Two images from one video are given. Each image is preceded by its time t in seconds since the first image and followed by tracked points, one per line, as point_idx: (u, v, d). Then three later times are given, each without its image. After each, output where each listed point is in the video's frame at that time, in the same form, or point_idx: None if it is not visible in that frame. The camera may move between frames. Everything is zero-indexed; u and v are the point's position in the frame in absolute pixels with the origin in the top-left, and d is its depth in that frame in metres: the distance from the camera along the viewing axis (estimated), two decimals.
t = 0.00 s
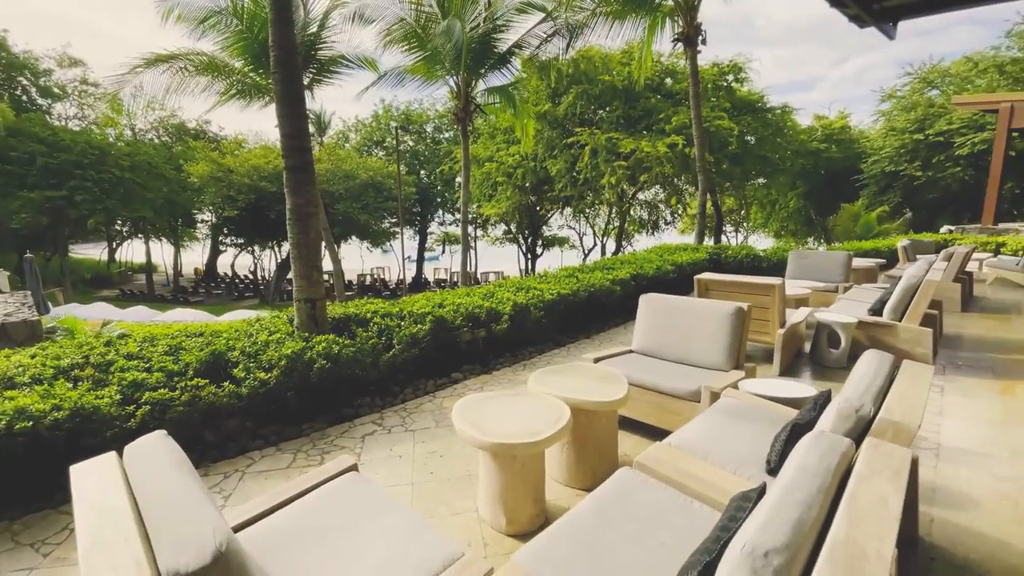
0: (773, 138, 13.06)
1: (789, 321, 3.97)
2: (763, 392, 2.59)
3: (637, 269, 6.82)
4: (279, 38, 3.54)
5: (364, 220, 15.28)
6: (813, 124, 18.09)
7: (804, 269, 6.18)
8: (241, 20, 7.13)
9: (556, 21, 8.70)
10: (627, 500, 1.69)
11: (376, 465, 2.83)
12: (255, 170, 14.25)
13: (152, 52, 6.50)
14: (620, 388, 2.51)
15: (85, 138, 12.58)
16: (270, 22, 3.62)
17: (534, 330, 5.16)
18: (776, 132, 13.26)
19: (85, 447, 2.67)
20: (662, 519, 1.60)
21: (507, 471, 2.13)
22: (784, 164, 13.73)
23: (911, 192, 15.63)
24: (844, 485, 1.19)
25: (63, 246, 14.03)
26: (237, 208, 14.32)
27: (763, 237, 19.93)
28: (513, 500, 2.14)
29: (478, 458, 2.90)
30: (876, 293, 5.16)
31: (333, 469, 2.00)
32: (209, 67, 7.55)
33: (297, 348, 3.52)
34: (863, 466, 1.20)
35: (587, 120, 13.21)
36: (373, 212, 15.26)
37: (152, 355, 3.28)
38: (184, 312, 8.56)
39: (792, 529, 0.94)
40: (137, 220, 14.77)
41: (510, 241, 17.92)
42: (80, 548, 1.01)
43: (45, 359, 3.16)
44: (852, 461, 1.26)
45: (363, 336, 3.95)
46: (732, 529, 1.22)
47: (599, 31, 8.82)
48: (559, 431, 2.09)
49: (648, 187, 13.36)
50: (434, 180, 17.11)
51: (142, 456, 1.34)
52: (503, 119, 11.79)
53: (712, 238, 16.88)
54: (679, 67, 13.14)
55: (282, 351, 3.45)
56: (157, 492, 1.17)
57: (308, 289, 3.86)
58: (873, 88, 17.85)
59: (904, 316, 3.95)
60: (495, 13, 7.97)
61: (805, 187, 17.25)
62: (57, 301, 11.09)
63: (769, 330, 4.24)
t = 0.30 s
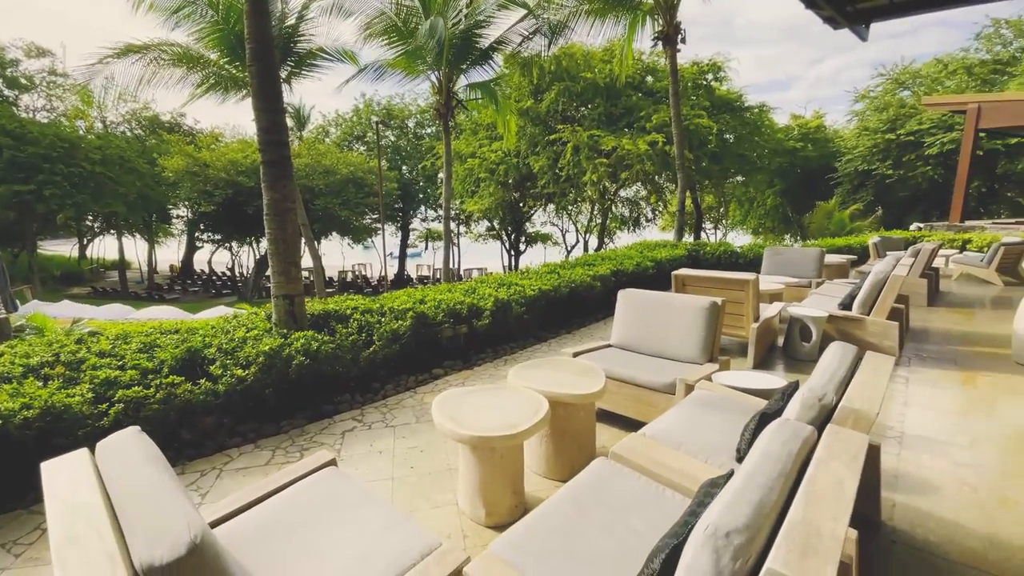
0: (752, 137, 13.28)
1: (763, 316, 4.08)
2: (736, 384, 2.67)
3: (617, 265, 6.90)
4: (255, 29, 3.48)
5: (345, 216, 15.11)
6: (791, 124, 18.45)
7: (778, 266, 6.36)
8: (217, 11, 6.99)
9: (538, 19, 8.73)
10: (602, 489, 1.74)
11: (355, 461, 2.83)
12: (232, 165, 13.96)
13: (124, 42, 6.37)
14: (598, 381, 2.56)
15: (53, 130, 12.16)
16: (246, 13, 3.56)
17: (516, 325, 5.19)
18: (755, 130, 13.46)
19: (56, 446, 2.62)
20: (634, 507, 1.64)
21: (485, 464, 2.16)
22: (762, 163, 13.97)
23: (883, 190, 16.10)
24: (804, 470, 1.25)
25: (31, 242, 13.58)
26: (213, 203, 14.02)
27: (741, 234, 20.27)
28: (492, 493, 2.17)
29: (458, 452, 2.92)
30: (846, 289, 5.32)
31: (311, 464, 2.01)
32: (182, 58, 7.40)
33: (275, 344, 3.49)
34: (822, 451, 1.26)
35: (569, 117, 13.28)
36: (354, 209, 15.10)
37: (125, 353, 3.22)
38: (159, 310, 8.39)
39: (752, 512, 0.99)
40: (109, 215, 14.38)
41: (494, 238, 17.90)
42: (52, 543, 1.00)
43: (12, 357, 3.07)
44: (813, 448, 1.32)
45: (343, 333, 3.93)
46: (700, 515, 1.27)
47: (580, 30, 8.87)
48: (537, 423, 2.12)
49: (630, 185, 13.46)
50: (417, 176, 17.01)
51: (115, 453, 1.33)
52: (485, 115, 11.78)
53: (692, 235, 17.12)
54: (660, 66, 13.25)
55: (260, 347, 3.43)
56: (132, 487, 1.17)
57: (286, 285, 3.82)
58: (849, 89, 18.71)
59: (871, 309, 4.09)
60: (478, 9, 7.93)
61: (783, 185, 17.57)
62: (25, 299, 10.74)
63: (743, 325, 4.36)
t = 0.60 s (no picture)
0: (732, 137, 13.50)
1: (740, 311, 4.19)
2: (713, 377, 2.75)
3: (599, 263, 6.98)
4: (234, 24, 3.45)
5: (327, 215, 14.95)
6: (769, 124, 18.79)
7: (755, 263, 6.52)
8: (194, 5, 6.88)
9: (521, 19, 8.79)
10: (582, 479, 1.79)
11: (339, 458, 2.84)
12: (209, 161, 13.69)
13: (96, 35, 6.22)
14: (579, 376, 2.61)
15: (22, 125, 11.78)
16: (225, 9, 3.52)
17: (500, 322, 5.23)
18: (735, 131, 13.70)
19: (31, 447, 2.58)
20: (613, 495, 1.70)
21: (470, 457, 2.19)
22: (742, 163, 14.21)
23: (857, 189, 16.60)
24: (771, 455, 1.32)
25: None
26: (191, 201, 13.74)
27: (721, 233, 20.60)
28: (476, 486, 2.21)
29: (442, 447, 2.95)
30: (820, 285, 5.48)
31: (294, 460, 2.03)
32: (157, 52, 7.30)
33: (257, 343, 3.47)
34: (788, 437, 1.33)
35: (553, 116, 13.36)
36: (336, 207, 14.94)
37: (103, 352, 3.18)
38: (134, 310, 8.21)
39: (721, 494, 1.04)
40: (82, 213, 14.01)
41: (478, 236, 17.87)
42: (37, 535, 1.01)
43: None
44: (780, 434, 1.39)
45: (325, 331, 3.92)
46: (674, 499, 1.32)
47: (563, 29, 8.93)
48: (519, 417, 2.16)
49: (612, 184, 13.58)
50: (400, 174, 16.91)
51: (98, 449, 1.33)
52: (469, 113, 11.78)
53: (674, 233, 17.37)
54: (641, 66, 13.39)
55: (241, 346, 3.41)
56: (116, 482, 1.18)
57: (268, 283, 3.80)
58: (825, 90, 19.21)
59: (844, 303, 4.29)
60: (460, 7, 7.93)
61: (762, 185, 17.87)
62: None
63: (720, 320, 4.47)
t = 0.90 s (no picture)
0: (713, 138, 13.72)
1: (720, 310, 4.30)
2: (692, 372, 2.83)
3: (584, 262, 7.06)
4: (217, 24, 3.44)
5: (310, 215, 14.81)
6: (750, 126, 19.14)
7: (735, 262, 6.66)
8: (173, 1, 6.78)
9: (505, 20, 8.86)
10: (564, 471, 1.85)
11: (325, 457, 2.86)
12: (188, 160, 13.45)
13: (70, 32, 6.04)
14: (562, 373, 2.67)
15: None
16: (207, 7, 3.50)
17: (485, 321, 5.27)
18: (716, 132, 13.96)
19: (10, 449, 2.56)
20: (594, 487, 1.76)
21: (456, 453, 2.23)
22: (723, 164, 14.44)
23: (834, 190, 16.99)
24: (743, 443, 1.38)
25: None
26: (169, 200, 13.48)
27: (703, 233, 20.91)
28: (461, 481, 2.25)
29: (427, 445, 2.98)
30: (797, 283, 5.63)
31: (281, 458, 2.04)
32: (135, 49, 7.12)
33: (241, 343, 3.45)
34: (759, 427, 1.40)
35: (537, 117, 13.44)
36: (320, 207, 14.82)
37: (83, 353, 3.14)
38: (111, 312, 8.04)
39: (694, 479, 1.10)
40: (55, 213, 13.66)
41: (463, 236, 17.86)
42: (28, 530, 1.03)
43: None
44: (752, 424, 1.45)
45: (310, 331, 3.92)
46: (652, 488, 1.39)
47: (547, 31, 8.97)
48: (504, 413, 2.21)
49: (596, 184, 13.71)
50: (384, 173, 16.84)
51: (85, 448, 1.34)
52: (453, 113, 11.80)
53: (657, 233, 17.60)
54: (625, 68, 13.56)
55: (225, 346, 3.39)
56: (105, 479, 1.19)
57: (251, 283, 3.79)
58: (803, 93, 19.69)
59: (819, 302, 4.43)
60: (444, 8, 7.96)
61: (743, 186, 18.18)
62: None
63: (700, 318, 4.58)
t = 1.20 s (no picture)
0: (696, 140, 13.94)
1: (702, 308, 4.40)
2: (675, 369, 2.90)
3: (570, 262, 7.13)
4: (201, 24, 3.43)
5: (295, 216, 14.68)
6: (733, 128, 19.44)
7: (717, 261, 6.79)
8: None
9: (490, 23, 8.94)
10: (550, 464, 1.90)
11: (313, 456, 2.87)
12: (170, 160, 13.24)
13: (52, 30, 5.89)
14: (548, 370, 2.72)
15: None
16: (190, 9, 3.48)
17: (472, 320, 5.30)
18: (700, 134, 14.18)
19: None
20: (579, 479, 1.81)
21: (444, 450, 2.27)
22: (706, 165, 14.62)
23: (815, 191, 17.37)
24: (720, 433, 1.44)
25: None
26: (150, 201, 13.27)
27: (687, 233, 21.18)
28: (450, 477, 2.29)
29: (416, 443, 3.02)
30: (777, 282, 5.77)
31: (271, 455, 2.07)
32: (116, 48, 6.99)
33: (227, 344, 3.44)
34: (735, 417, 1.46)
35: (524, 118, 13.52)
36: (305, 207, 14.71)
37: (65, 355, 3.11)
38: (91, 315, 7.90)
39: (671, 467, 1.15)
40: (32, 214, 13.36)
41: (450, 237, 17.84)
42: (22, 525, 1.04)
43: None
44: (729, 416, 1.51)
45: (297, 331, 3.92)
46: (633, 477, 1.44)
47: (532, 33, 9.03)
48: (491, 409, 2.25)
49: (583, 184, 13.81)
50: (370, 174, 16.77)
51: (75, 445, 1.35)
52: (440, 114, 11.82)
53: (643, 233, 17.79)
54: (610, 70, 13.71)
55: (210, 347, 3.38)
56: (97, 475, 1.21)
57: (237, 284, 3.77)
58: (784, 95, 20.07)
59: (798, 299, 4.56)
60: (430, 9, 7.98)
61: (726, 187, 18.45)
62: None
63: (683, 317, 4.68)
